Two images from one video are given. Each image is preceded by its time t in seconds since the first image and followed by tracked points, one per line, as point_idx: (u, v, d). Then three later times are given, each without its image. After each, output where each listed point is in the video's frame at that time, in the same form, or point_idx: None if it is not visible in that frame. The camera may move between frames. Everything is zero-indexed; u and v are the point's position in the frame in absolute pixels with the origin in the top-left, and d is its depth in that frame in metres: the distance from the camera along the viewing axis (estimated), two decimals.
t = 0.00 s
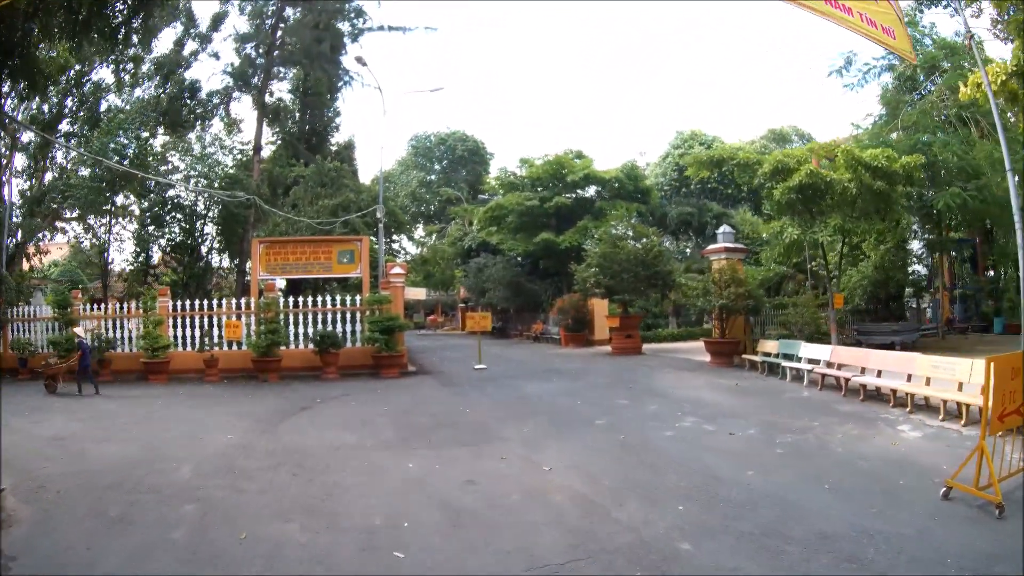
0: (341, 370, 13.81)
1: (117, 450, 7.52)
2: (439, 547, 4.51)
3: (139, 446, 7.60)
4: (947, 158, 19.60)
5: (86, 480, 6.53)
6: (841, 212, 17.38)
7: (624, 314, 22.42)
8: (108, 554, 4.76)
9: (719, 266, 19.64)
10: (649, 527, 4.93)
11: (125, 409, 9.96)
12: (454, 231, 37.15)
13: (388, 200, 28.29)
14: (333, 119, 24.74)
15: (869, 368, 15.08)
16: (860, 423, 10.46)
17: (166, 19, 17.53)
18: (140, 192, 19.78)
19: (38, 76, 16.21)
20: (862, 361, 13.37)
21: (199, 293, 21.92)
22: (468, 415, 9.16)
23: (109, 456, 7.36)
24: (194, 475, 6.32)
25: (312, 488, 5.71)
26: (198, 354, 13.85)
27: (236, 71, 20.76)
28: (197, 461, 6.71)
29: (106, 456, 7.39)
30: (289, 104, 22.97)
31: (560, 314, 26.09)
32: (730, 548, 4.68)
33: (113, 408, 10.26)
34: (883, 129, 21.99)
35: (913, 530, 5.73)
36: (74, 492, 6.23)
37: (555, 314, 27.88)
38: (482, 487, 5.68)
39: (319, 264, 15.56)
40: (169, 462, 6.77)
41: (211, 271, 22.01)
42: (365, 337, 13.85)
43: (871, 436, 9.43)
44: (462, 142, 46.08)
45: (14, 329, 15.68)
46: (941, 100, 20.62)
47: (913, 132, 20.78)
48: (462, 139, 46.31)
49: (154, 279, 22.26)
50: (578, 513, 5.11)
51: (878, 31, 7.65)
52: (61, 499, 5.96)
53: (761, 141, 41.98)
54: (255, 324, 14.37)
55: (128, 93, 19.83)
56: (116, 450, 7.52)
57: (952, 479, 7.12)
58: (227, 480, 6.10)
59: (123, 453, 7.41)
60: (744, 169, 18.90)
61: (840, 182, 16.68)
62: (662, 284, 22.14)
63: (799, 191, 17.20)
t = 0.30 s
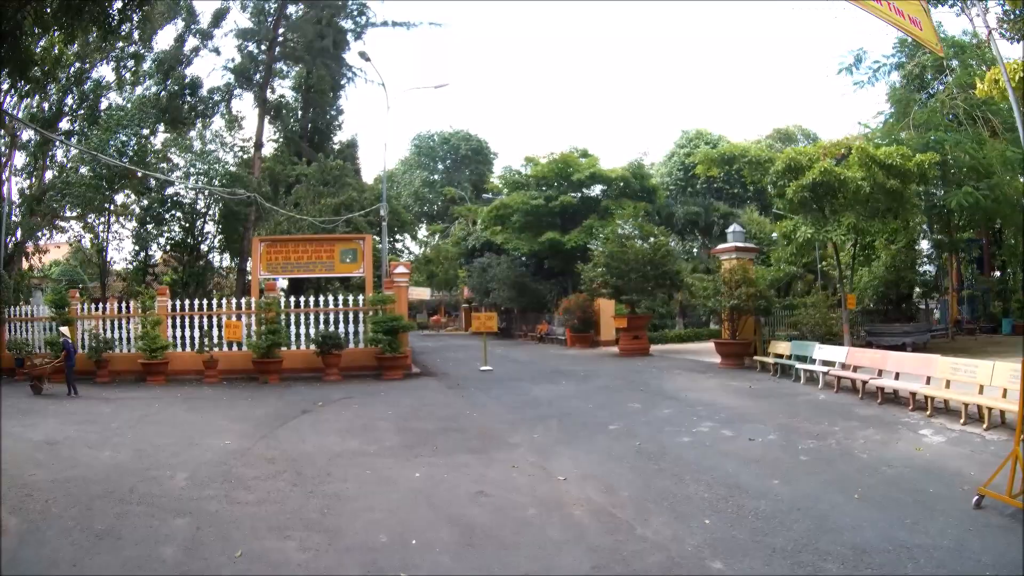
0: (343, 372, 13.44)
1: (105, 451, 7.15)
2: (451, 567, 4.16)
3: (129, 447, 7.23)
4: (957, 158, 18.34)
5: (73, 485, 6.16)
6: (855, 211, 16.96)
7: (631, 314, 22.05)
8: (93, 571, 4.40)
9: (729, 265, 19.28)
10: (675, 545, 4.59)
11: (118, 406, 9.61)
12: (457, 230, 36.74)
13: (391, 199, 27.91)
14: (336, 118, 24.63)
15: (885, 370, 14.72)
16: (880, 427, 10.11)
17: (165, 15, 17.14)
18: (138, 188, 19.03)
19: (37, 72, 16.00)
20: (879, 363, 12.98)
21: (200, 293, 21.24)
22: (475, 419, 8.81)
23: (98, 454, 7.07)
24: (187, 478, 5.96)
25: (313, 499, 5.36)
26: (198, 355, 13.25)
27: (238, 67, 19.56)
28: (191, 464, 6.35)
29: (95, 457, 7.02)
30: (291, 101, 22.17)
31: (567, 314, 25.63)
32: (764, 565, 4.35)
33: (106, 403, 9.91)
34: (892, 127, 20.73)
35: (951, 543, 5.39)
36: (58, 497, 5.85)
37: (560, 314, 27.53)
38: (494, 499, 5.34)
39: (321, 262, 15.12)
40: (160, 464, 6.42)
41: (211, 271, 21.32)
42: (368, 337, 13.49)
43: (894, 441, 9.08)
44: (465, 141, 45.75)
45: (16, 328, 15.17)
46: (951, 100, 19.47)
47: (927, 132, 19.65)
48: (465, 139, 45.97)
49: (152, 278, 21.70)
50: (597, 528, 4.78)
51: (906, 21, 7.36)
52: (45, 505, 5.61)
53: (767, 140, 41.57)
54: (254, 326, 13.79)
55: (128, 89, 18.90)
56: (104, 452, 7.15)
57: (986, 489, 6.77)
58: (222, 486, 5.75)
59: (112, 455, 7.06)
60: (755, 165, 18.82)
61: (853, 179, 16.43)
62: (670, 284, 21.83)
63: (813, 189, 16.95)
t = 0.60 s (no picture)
0: (344, 373, 13.10)
1: (95, 444, 6.81)
2: None
3: (121, 442, 6.88)
4: (966, 154, 17.12)
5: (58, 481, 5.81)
6: (867, 208, 16.57)
7: (637, 314, 21.71)
8: None
9: (738, 264, 18.96)
10: (704, 562, 4.27)
11: (112, 401, 9.28)
12: (460, 230, 36.38)
13: (394, 198, 27.56)
14: (337, 116, 24.16)
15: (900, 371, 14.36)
16: (899, 433, 9.77)
17: (164, 11, 16.98)
18: (139, 186, 18.28)
19: (37, 70, 16.09)
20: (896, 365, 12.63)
21: (199, 292, 20.72)
22: (481, 424, 8.49)
23: (88, 453, 6.74)
24: (181, 484, 5.63)
25: (313, 511, 5.03)
26: (196, 355, 12.83)
27: (238, 64, 18.50)
28: (184, 468, 6.02)
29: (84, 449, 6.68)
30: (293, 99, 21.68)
31: (571, 314, 25.32)
32: None
33: (100, 397, 9.58)
34: (902, 125, 19.74)
35: (991, 555, 5.10)
36: (42, 498, 5.50)
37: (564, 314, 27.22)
38: (505, 511, 5.02)
39: (322, 262, 14.72)
40: (152, 466, 6.08)
41: (211, 270, 20.84)
42: (370, 337, 13.14)
43: (917, 447, 8.75)
44: (468, 140, 45.37)
45: (10, 328, 14.27)
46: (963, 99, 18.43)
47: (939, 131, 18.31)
48: (467, 138, 45.59)
49: (151, 276, 21.22)
50: (619, 542, 4.46)
51: (932, 10, 7.09)
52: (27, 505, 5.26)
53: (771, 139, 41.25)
54: (253, 326, 13.38)
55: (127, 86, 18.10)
56: (95, 444, 6.81)
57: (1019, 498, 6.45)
58: (217, 494, 5.42)
59: (102, 448, 6.72)
60: (765, 163, 18.53)
61: (865, 177, 16.05)
62: (677, 284, 21.51)
63: (824, 186, 16.63)
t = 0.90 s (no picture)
0: (347, 374, 12.74)
1: (86, 445, 6.47)
2: None
3: (113, 443, 6.54)
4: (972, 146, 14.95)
5: (45, 483, 5.47)
6: (883, 206, 16.14)
7: (646, 314, 21.33)
8: None
9: (750, 264, 18.60)
10: None
11: (108, 401, 8.95)
12: (464, 229, 35.99)
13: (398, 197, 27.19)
14: (339, 114, 23.71)
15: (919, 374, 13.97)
16: (924, 437, 9.42)
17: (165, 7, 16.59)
18: (138, 184, 17.75)
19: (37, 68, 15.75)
20: (915, 366, 12.22)
21: (200, 291, 20.18)
22: (490, 430, 8.13)
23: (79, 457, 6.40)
24: (175, 493, 5.29)
25: (315, 526, 4.69)
26: (195, 356, 12.47)
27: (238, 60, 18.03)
28: (179, 475, 5.67)
29: (74, 448, 6.35)
30: (296, 96, 21.30)
31: (578, 314, 24.99)
32: None
33: (96, 398, 9.25)
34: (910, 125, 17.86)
35: None
36: (27, 500, 5.16)
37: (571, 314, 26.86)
38: (521, 527, 4.68)
39: (325, 261, 14.34)
40: (144, 472, 5.73)
41: (212, 269, 20.36)
42: (374, 338, 12.78)
43: (945, 453, 8.40)
44: (472, 139, 44.98)
45: (9, 329, 13.69)
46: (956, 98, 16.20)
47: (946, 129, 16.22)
48: (471, 137, 45.21)
49: (151, 276, 20.76)
50: (647, 561, 4.13)
51: None
52: (9, 509, 4.92)
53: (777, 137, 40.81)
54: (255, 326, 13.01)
55: (128, 84, 17.57)
56: (85, 444, 6.47)
57: None
58: (213, 506, 5.07)
59: (94, 447, 6.39)
60: (778, 160, 18.10)
61: (881, 174, 15.67)
62: (686, 284, 21.16)
63: (839, 184, 16.38)
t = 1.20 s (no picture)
0: (357, 375, 12.42)
1: (84, 448, 6.17)
2: None
3: (112, 446, 6.24)
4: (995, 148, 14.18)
5: (39, 488, 5.16)
6: (904, 204, 15.04)
7: (661, 314, 20.96)
8: None
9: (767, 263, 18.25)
10: None
11: (111, 402, 8.66)
12: (474, 228, 35.68)
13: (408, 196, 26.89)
14: (348, 112, 23.31)
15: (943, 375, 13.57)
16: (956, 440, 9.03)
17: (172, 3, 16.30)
18: (142, 181, 17.27)
19: (42, 65, 16.05)
20: (939, 366, 11.78)
21: (206, 291, 19.58)
22: (506, 435, 7.81)
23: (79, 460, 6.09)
24: (176, 502, 4.98)
25: (326, 540, 4.37)
26: (201, 356, 12.15)
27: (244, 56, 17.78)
28: (181, 482, 5.36)
29: (72, 452, 6.04)
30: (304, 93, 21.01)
31: (590, 314, 24.69)
32: None
33: (99, 398, 8.97)
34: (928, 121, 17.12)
35: None
36: (20, 507, 4.85)
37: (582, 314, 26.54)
38: (547, 542, 4.37)
39: (334, 259, 14.01)
40: (144, 479, 5.42)
41: (218, 268, 19.78)
42: (385, 338, 12.46)
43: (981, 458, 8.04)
44: (481, 138, 44.69)
45: (12, 327, 13.30)
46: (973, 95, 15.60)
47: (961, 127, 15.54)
48: (480, 136, 44.92)
49: (157, 275, 20.30)
50: None
51: None
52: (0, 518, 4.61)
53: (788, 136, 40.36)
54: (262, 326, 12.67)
55: (133, 82, 17.28)
56: (84, 448, 6.17)
57: None
58: (217, 517, 4.76)
59: (93, 451, 6.08)
60: (796, 158, 17.68)
61: (900, 171, 14.60)
62: (701, 284, 20.83)
63: (858, 182, 15.35)
